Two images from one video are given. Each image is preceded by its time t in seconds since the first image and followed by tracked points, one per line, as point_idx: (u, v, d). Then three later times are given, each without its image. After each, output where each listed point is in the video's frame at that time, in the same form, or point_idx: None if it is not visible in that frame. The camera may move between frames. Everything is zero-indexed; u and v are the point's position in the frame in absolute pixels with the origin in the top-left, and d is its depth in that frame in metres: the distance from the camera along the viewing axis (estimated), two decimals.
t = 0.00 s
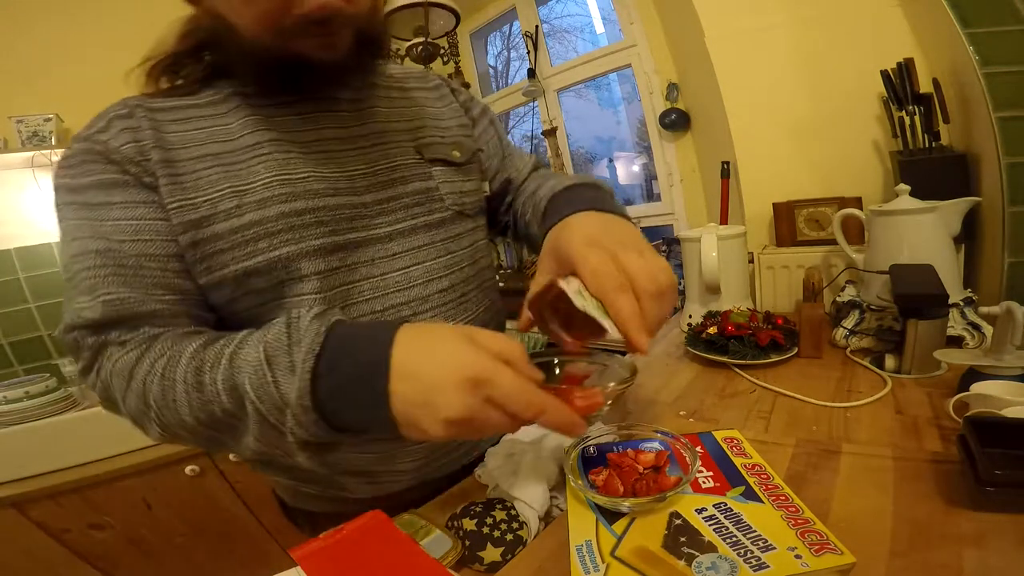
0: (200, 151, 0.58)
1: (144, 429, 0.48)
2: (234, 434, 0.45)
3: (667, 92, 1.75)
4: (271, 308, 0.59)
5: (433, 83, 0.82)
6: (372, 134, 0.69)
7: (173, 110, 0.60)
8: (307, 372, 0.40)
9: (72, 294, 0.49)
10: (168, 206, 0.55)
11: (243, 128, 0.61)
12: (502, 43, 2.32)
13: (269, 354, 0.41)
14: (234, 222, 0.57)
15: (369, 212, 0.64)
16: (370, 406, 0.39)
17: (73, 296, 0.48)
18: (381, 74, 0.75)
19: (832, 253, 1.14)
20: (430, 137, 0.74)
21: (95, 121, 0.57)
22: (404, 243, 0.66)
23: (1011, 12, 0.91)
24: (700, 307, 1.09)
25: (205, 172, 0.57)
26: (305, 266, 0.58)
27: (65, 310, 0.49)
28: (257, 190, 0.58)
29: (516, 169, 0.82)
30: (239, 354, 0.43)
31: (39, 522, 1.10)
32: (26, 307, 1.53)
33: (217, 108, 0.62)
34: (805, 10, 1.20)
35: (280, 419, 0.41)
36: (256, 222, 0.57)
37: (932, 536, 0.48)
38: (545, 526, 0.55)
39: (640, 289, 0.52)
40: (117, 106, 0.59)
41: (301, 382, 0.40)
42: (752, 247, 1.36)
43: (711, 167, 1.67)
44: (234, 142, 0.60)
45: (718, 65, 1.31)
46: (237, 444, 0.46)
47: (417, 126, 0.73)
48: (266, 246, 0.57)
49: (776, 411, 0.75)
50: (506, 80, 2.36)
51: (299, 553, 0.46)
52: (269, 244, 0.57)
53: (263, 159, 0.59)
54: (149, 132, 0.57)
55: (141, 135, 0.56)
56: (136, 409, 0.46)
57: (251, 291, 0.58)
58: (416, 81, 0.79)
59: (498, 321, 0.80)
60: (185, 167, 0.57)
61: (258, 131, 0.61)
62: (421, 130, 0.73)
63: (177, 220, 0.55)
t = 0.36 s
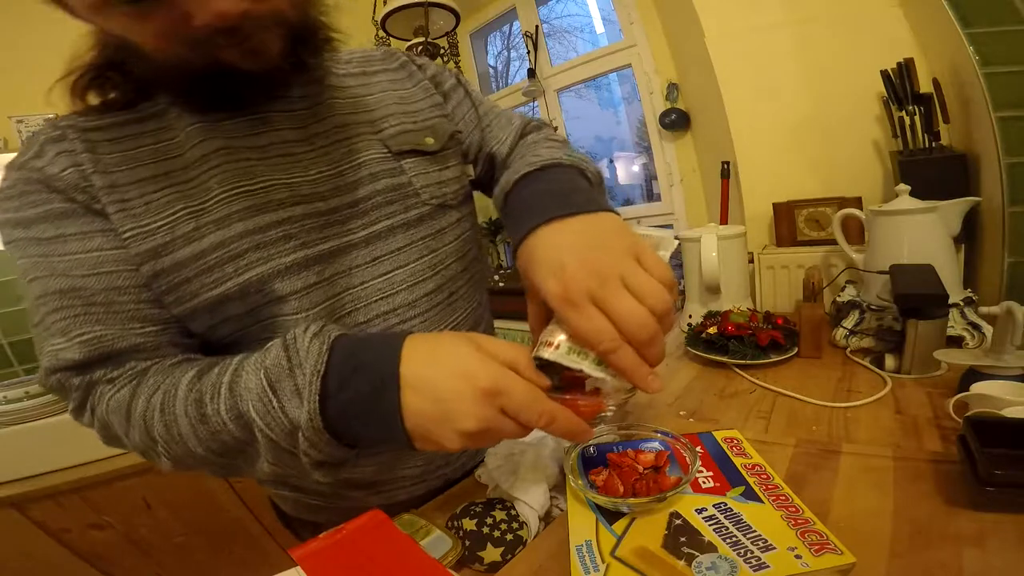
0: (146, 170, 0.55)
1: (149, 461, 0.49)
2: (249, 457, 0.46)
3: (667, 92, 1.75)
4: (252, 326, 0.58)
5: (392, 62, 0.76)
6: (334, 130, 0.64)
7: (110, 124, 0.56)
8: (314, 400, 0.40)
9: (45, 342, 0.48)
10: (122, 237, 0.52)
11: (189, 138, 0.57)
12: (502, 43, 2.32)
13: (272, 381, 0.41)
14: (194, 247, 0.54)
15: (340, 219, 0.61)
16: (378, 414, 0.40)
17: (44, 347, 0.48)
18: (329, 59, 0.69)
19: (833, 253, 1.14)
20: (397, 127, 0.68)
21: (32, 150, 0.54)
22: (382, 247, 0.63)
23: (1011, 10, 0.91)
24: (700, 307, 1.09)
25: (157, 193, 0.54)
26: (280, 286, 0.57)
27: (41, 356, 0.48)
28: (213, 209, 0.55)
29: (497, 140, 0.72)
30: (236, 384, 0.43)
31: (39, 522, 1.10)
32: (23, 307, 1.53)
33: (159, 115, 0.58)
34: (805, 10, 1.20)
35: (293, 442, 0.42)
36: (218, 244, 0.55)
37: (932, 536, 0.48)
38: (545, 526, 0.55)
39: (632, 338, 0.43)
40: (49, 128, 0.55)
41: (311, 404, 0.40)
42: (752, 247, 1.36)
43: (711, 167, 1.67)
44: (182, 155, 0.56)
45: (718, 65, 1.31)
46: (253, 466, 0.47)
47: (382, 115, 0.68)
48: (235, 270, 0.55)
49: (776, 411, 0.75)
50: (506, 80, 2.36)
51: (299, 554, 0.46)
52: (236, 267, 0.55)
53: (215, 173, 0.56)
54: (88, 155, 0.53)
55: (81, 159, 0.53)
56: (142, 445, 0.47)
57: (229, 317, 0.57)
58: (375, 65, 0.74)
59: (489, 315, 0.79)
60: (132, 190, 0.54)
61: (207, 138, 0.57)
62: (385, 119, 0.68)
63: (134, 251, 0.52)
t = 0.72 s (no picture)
0: (109, 185, 0.55)
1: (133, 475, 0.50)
2: (233, 474, 0.47)
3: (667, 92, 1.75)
4: (229, 335, 0.58)
5: (364, 59, 0.75)
6: (303, 133, 0.64)
7: (71, 137, 0.57)
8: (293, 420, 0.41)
9: (18, 363, 0.49)
10: (88, 254, 0.53)
11: (149, 147, 0.57)
12: (502, 43, 2.32)
13: (248, 403, 0.42)
14: (162, 261, 0.55)
15: (313, 225, 0.61)
16: (371, 421, 0.40)
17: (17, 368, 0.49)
18: (294, 57, 0.69)
19: (833, 253, 1.14)
20: (369, 127, 0.68)
21: None
22: (359, 252, 0.63)
23: (1010, 12, 0.92)
24: (700, 307, 1.09)
25: (121, 207, 0.55)
26: (254, 297, 0.57)
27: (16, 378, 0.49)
28: (178, 221, 0.55)
29: (481, 134, 0.71)
30: (213, 404, 0.44)
31: (39, 521, 1.10)
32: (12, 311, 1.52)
33: (122, 129, 0.58)
34: (805, 10, 1.20)
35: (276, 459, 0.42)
36: (185, 257, 0.55)
37: (932, 536, 0.48)
38: (545, 526, 0.55)
39: (606, 353, 0.43)
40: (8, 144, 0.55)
41: (288, 426, 0.41)
42: (752, 247, 1.36)
43: (711, 167, 1.67)
44: (145, 167, 0.57)
45: (718, 66, 1.31)
46: (239, 483, 0.47)
47: (354, 115, 0.68)
48: (206, 283, 0.56)
49: (776, 411, 0.75)
50: (506, 80, 2.36)
51: (300, 554, 0.46)
52: (208, 280, 0.56)
53: (179, 183, 0.56)
54: (51, 172, 0.54)
55: (39, 174, 0.53)
56: (124, 462, 0.48)
57: (206, 330, 0.57)
58: (346, 63, 0.73)
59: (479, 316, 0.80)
60: (97, 206, 0.54)
61: (168, 147, 0.57)
62: (357, 119, 0.68)
63: (100, 267, 0.53)
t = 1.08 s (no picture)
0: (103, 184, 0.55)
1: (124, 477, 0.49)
2: (225, 475, 0.47)
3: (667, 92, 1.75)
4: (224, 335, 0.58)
5: (362, 59, 0.75)
6: (301, 133, 0.64)
7: (62, 135, 0.56)
8: (286, 422, 0.41)
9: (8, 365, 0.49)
10: (82, 253, 0.53)
11: (145, 148, 0.57)
12: (502, 43, 2.32)
13: (239, 407, 0.41)
14: (158, 260, 0.55)
15: (311, 226, 0.61)
16: (375, 420, 0.41)
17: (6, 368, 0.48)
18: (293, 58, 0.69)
19: (833, 253, 1.14)
20: (367, 130, 0.68)
21: None
22: (356, 253, 0.63)
23: (1010, 12, 0.92)
24: (700, 307, 1.09)
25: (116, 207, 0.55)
26: (251, 297, 0.57)
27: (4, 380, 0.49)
28: (175, 221, 0.55)
29: (481, 140, 0.73)
30: (205, 405, 0.44)
31: (39, 521, 1.10)
32: None
33: (116, 129, 0.58)
34: (805, 10, 1.20)
35: (272, 460, 0.43)
36: (182, 257, 0.55)
37: (932, 536, 0.48)
38: (545, 526, 0.55)
39: (590, 315, 0.45)
40: None
41: (283, 430, 0.40)
42: (752, 247, 1.36)
43: (711, 167, 1.67)
44: (141, 167, 0.56)
45: (718, 66, 1.31)
46: (233, 483, 0.48)
47: (352, 116, 0.68)
48: (203, 283, 0.56)
49: (776, 411, 0.75)
50: (506, 80, 2.36)
51: (300, 554, 0.46)
52: (205, 280, 0.56)
53: (176, 183, 0.56)
54: (43, 168, 0.53)
55: (30, 172, 0.53)
56: (115, 464, 0.48)
57: (201, 330, 0.57)
58: (345, 62, 0.73)
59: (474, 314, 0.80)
60: (90, 204, 0.54)
61: (164, 148, 0.57)
62: (356, 120, 0.68)
63: (94, 268, 0.53)
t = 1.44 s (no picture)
0: (112, 178, 0.55)
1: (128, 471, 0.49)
2: (230, 470, 0.47)
3: (667, 92, 1.75)
4: (231, 332, 0.58)
5: (373, 62, 0.75)
6: (312, 133, 0.64)
7: (72, 128, 0.56)
8: (297, 415, 0.41)
9: (14, 358, 0.49)
10: (91, 248, 0.52)
11: (156, 143, 0.57)
12: (502, 43, 2.32)
13: (250, 400, 0.42)
14: (167, 256, 0.55)
15: (319, 224, 0.61)
16: (377, 418, 0.41)
17: (12, 362, 0.48)
18: (306, 58, 0.70)
19: (833, 253, 1.14)
20: (377, 130, 0.68)
21: None
22: (363, 252, 0.63)
23: (1011, 11, 0.92)
24: (700, 307, 1.09)
25: (126, 202, 0.54)
26: (259, 294, 0.57)
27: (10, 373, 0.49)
28: (185, 217, 0.55)
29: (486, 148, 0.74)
30: (213, 398, 0.44)
31: (38, 522, 1.10)
32: None
33: (126, 123, 0.58)
34: (805, 10, 1.20)
35: (280, 455, 0.43)
36: (192, 253, 0.55)
37: (932, 536, 0.48)
38: (545, 527, 0.55)
39: (597, 318, 0.45)
40: (8, 133, 0.54)
41: (294, 423, 0.41)
42: (752, 247, 1.37)
43: (711, 167, 1.67)
44: (152, 162, 0.56)
45: (718, 67, 1.31)
46: (237, 479, 0.48)
47: (362, 117, 0.68)
48: (211, 279, 0.56)
49: (776, 411, 0.75)
50: (506, 80, 2.36)
51: (300, 553, 0.46)
52: (213, 276, 0.56)
53: (187, 180, 0.56)
54: (52, 161, 0.53)
55: (43, 166, 0.53)
56: (120, 458, 0.48)
57: (207, 326, 0.57)
58: (355, 64, 0.74)
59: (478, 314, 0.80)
60: (99, 198, 0.54)
61: (176, 145, 0.57)
62: (366, 121, 0.68)
63: (103, 262, 0.52)
